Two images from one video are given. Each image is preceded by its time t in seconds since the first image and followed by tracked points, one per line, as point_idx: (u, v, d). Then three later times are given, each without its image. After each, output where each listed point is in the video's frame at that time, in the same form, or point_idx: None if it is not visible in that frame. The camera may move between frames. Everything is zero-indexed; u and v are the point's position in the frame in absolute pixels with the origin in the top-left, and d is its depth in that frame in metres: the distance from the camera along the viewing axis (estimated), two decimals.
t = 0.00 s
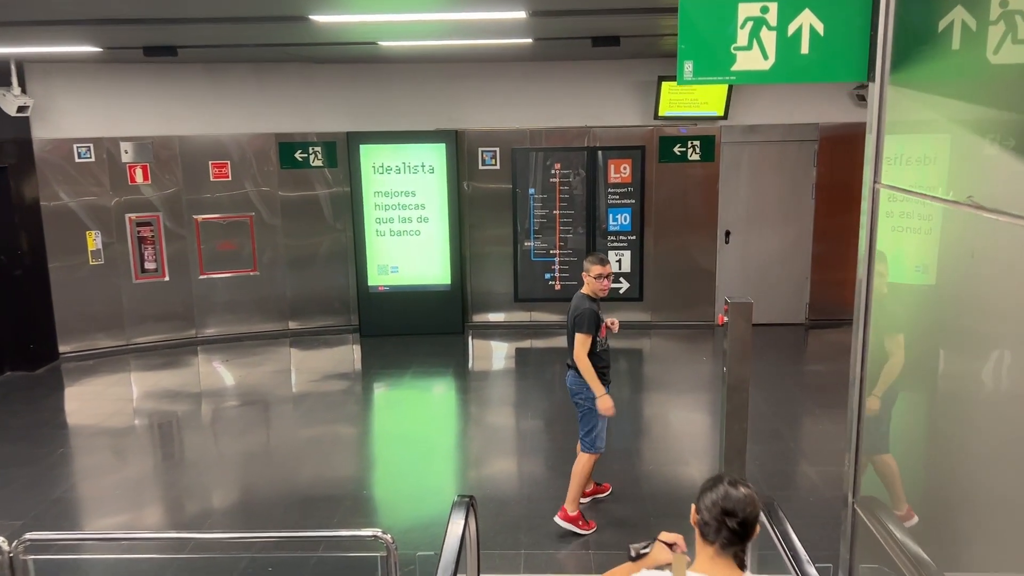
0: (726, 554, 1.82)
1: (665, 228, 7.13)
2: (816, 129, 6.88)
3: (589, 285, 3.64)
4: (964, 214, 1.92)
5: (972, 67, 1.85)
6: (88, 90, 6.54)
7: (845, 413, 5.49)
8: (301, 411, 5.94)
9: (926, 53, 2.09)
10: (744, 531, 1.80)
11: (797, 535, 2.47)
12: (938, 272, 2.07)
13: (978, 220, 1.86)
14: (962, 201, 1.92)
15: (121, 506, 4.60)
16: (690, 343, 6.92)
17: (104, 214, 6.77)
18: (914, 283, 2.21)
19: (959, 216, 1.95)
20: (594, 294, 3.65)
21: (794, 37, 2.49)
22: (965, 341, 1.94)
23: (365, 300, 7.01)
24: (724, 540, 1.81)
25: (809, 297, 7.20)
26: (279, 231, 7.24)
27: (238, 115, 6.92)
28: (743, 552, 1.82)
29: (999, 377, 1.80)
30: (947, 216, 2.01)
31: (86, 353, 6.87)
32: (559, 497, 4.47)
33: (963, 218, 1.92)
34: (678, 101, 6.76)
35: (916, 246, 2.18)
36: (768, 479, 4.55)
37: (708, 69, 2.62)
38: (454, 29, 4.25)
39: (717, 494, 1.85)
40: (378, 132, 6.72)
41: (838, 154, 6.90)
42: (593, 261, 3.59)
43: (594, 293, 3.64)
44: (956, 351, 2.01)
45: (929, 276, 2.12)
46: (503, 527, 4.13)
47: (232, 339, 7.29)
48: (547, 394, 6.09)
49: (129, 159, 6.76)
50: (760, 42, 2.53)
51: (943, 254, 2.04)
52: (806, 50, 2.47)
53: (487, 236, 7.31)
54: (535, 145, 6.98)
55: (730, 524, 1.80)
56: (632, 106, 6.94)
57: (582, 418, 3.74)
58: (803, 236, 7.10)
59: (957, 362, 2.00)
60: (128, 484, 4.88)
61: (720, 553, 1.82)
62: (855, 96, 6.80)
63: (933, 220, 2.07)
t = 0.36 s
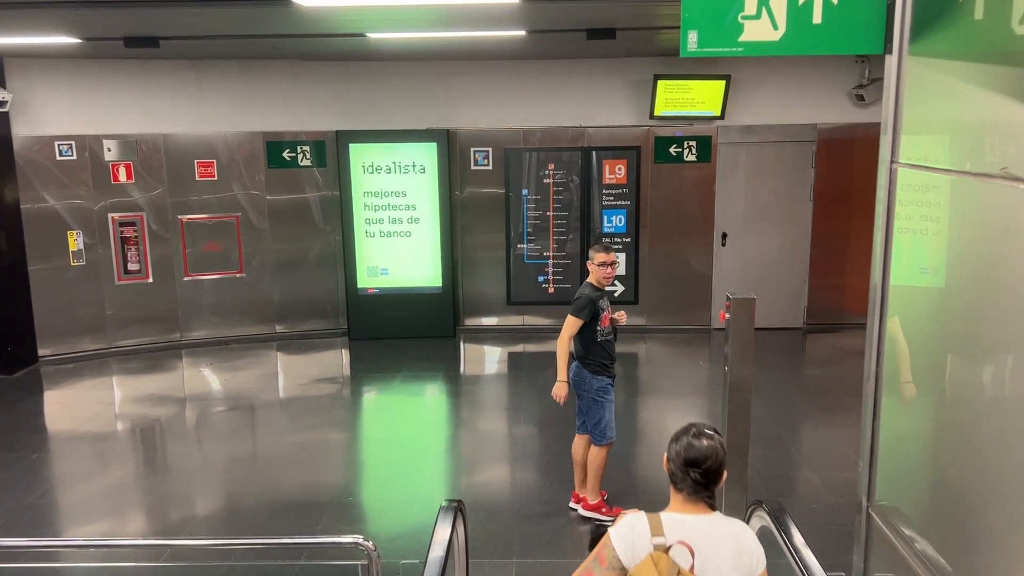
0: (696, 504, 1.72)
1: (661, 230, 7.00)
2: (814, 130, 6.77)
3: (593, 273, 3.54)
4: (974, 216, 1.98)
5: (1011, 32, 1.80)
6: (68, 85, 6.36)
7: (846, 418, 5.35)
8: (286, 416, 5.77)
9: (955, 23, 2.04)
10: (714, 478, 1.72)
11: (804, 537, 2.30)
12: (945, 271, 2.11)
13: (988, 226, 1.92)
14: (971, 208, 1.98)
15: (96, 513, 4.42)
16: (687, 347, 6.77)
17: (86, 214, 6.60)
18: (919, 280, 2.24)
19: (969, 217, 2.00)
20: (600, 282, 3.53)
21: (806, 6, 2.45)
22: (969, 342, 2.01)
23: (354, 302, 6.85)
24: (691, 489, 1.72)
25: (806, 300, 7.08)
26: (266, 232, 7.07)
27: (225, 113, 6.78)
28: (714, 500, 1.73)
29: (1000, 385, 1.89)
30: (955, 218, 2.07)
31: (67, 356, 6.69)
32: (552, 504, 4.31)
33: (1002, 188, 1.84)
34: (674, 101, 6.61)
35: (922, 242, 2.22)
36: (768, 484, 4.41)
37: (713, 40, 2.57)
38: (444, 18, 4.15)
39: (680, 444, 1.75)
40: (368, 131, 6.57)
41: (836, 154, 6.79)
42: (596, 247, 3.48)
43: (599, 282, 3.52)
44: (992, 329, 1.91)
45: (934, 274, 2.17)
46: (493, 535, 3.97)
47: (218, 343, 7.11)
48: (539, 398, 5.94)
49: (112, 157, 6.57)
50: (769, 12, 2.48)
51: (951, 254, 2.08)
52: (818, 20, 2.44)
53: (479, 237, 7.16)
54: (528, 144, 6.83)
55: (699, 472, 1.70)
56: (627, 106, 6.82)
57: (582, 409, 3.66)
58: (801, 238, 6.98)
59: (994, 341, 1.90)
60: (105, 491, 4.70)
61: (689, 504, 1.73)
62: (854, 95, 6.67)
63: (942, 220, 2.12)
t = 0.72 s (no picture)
0: (689, 426, 1.88)
1: (660, 230, 6.84)
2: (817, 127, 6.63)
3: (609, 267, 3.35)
4: (990, 221, 1.90)
5: None
6: (59, 81, 6.29)
7: (852, 419, 5.20)
8: (275, 419, 5.60)
9: None
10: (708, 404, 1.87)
11: (820, 540, 2.14)
12: (958, 270, 1.99)
13: (1007, 224, 1.84)
14: (986, 205, 1.90)
15: (75, 518, 4.24)
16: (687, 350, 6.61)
17: (72, 211, 6.41)
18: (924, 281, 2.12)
19: (984, 221, 1.91)
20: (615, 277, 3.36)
21: None
22: (1014, 337, 1.83)
23: (346, 302, 6.68)
24: (687, 414, 1.87)
25: (808, 301, 6.94)
26: (256, 232, 6.90)
27: (217, 110, 6.66)
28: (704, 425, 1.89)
29: (1022, 384, 1.82)
30: (970, 218, 1.96)
31: (51, 357, 6.51)
32: (551, 509, 4.15)
33: None
34: (674, 96, 6.50)
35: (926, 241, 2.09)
36: (775, 487, 4.25)
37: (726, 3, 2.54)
38: (439, 5, 4.05)
39: (680, 372, 1.90)
40: (361, 127, 6.42)
41: (839, 152, 6.66)
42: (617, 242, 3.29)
43: (616, 277, 3.35)
44: None
45: (946, 274, 2.04)
46: (489, 541, 3.81)
47: (207, 344, 6.93)
48: (536, 401, 5.78)
49: (99, 153, 6.39)
50: None
51: (1007, 234, 1.84)
52: None
53: (474, 236, 7.00)
54: (525, 141, 6.68)
55: (697, 399, 1.86)
56: (624, 103, 6.75)
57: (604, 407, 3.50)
58: (803, 238, 6.84)
59: None
60: (86, 495, 4.53)
61: (683, 426, 1.88)
62: (858, 92, 6.59)
63: (971, 209, 1.95)
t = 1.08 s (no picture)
0: (657, 376, 2.02)
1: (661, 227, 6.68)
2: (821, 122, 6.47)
3: (639, 259, 3.26)
4: (1004, 193, 1.76)
5: None
6: (45, 74, 6.14)
7: (860, 420, 5.04)
8: (265, 420, 5.43)
9: None
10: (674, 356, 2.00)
11: (843, 541, 1.97)
12: (990, 256, 1.80)
13: None
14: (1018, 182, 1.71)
15: (53, 524, 4.06)
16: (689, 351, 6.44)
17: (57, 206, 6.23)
18: (945, 263, 1.96)
19: (997, 193, 1.78)
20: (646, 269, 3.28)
21: None
22: None
23: (340, 301, 6.52)
24: (655, 366, 2.00)
25: (813, 301, 6.77)
26: (246, 228, 6.72)
27: (206, 104, 6.51)
28: (671, 376, 2.04)
29: None
30: (982, 194, 1.83)
31: (35, 358, 6.33)
32: (550, 513, 3.97)
33: None
34: (676, 90, 6.35)
35: (945, 221, 1.94)
36: (783, 490, 4.08)
37: None
38: None
39: (649, 326, 2.01)
40: (354, 121, 6.26)
41: (844, 147, 6.51)
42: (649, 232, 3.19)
43: (645, 270, 3.27)
44: None
45: (960, 254, 1.90)
46: (484, 546, 3.63)
47: (196, 343, 6.75)
48: (534, 402, 5.62)
49: (85, 147, 6.22)
50: None
51: None
52: None
53: (470, 233, 6.82)
54: (523, 137, 6.53)
55: (664, 351, 1.98)
56: (624, 97, 6.60)
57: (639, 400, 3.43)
58: (808, 236, 6.66)
59: None
60: (65, 499, 4.35)
61: (652, 376, 2.02)
62: (863, 86, 6.48)
63: (1004, 185, 1.76)
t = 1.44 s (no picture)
0: (643, 326, 2.14)
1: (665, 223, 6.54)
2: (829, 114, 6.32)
3: (659, 247, 3.16)
4: None
5: None
6: (35, 65, 6.01)
7: (871, 419, 4.88)
8: (259, 419, 5.28)
9: None
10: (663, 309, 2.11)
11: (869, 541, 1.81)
12: None
13: None
14: None
15: (34, 526, 3.92)
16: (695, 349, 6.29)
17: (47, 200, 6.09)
18: (984, 245, 1.53)
19: None
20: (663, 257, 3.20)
21: None
22: None
23: (336, 298, 6.38)
24: (642, 316, 2.11)
25: (821, 297, 6.62)
26: (240, 223, 6.57)
27: (200, 96, 6.37)
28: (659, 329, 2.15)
29: None
30: None
31: (24, 356, 6.18)
32: (551, 514, 3.82)
33: None
34: (680, 81, 6.21)
35: (985, 194, 1.51)
36: (794, 489, 3.92)
37: None
38: None
39: (641, 278, 2.12)
40: (351, 113, 6.11)
41: (852, 140, 6.37)
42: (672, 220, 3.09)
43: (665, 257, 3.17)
44: None
45: (1000, 236, 1.48)
46: (482, 548, 3.49)
47: (190, 341, 6.61)
48: (535, 401, 5.47)
49: (75, 140, 6.09)
50: None
51: None
52: None
53: (470, 228, 6.68)
54: (524, 130, 6.39)
55: (650, 304, 2.09)
56: (627, 89, 6.46)
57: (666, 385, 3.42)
58: (815, 231, 6.51)
59: None
60: (48, 500, 4.20)
61: (639, 325, 2.14)
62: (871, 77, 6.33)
63: None
